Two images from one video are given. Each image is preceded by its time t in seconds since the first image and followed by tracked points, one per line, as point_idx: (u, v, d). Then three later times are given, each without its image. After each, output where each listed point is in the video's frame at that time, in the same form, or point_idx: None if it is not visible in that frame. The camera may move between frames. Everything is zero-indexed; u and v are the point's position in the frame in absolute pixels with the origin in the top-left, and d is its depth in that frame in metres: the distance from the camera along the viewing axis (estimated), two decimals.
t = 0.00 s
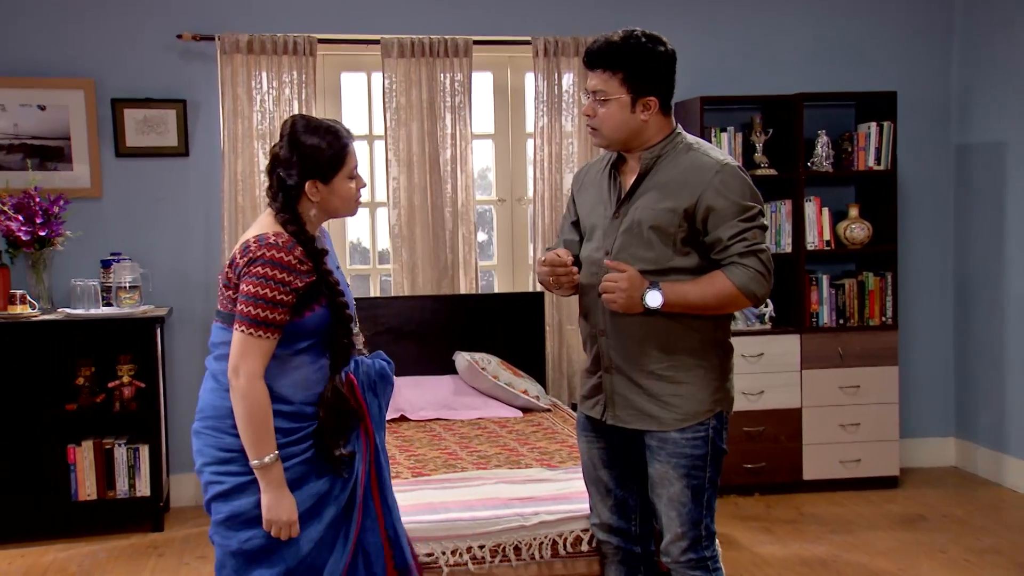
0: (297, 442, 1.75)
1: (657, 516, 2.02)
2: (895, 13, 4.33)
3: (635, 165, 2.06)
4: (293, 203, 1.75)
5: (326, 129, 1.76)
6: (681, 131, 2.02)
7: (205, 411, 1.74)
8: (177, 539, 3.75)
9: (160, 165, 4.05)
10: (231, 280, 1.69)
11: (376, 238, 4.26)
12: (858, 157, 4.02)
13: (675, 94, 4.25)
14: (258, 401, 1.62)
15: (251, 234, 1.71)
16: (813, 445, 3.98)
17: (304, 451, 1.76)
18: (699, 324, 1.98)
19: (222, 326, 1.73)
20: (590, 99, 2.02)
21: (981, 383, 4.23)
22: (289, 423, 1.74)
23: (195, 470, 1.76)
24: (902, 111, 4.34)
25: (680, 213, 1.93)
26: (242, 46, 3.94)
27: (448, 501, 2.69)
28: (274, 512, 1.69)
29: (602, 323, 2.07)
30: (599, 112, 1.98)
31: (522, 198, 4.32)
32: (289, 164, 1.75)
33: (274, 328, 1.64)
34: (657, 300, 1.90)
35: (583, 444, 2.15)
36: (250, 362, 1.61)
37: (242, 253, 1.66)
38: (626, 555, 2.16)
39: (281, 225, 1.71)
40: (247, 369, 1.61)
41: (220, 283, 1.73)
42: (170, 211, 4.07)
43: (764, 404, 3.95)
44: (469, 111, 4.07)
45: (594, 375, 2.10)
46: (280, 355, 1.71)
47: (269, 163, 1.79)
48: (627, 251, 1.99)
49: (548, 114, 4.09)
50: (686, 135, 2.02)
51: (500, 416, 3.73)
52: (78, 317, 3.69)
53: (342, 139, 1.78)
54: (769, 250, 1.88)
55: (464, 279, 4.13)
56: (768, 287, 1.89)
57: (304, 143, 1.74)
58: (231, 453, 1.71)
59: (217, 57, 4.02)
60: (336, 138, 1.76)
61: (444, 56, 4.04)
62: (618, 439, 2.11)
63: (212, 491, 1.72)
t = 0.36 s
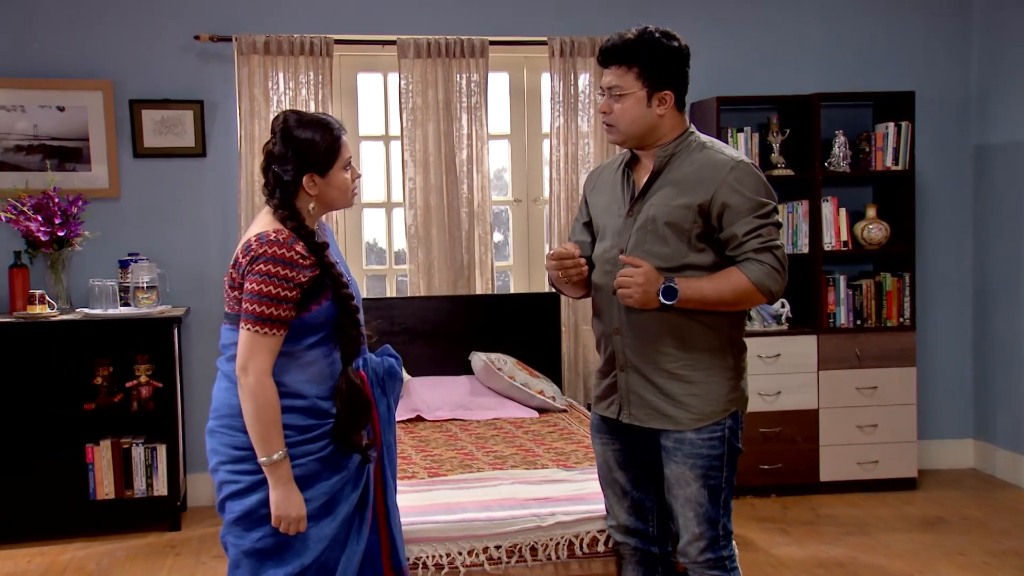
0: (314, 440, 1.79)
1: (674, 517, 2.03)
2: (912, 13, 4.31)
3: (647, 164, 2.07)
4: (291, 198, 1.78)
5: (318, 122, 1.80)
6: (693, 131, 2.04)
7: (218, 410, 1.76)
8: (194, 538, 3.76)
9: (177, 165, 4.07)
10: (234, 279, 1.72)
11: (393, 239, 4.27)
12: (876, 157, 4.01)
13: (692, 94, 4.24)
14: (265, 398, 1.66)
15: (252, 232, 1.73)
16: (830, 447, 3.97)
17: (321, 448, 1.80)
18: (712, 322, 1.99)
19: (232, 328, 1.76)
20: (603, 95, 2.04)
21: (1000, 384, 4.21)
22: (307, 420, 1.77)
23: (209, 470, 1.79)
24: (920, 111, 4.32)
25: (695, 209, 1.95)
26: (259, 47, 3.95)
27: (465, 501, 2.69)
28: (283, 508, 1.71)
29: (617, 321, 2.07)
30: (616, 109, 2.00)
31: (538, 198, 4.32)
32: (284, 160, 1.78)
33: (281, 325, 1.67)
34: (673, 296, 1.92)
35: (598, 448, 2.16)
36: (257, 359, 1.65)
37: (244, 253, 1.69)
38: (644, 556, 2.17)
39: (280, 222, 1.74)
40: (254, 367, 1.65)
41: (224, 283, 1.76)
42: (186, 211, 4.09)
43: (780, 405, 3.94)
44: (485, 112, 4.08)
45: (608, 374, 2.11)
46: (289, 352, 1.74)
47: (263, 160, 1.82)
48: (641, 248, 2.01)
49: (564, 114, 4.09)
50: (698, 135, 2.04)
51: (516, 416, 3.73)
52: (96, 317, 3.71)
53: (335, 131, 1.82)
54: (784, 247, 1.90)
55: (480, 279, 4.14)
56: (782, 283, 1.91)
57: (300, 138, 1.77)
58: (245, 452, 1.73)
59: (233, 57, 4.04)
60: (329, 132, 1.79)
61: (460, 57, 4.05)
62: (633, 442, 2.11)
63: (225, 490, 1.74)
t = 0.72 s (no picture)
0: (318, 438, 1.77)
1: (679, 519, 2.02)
2: (917, 14, 4.29)
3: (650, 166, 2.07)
4: (292, 198, 1.77)
5: (319, 122, 1.80)
6: (696, 132, 2.04)
7: (224, 409, 1.76)
8: (196, 541, 3.75)
9: (179, 167, 4.06)
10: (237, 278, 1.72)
11: (395, 240, 4.26)
12: (880, 158, 4.00)
13: (696, 96, 4.23)
14: (270, 396, 1.66)
15: (254, 231, 1.73)
16: (834, 449, 3.95)
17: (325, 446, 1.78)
18: (715, 323, 1.98)
19: (236, 328, 1.75)
20: (607, 95, 2.03)
21: (1006, 386, 4.19)
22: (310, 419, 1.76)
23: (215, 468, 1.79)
24: (925, 112, 4.31)
25: (698, 209, 1.94)
26: (261, 48, 3.94)
27: (469, 504, 2.68)
28: (290, 505, 1.71)
29: (620, 322, 2.07)
30: (620, 109, 1.99)
31: (541, 200, 4.31)
32: (285, 159, 1.78)
33: (284, 323, 1.67)
34: (676, 296, 1.90)
35: (602, 450, 2.15)
36: (262, 356, 1.65)
37: (247, 252, 1.69)
38: (649, 559, 2.15)
39: (281, 221, 1.73)
40: (259, 365, 1.65)
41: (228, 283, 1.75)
42: (189, 212, 4.08)
43: (784, 407, 3.93)
44: (487, 114, 4.06)
45: (610, 375, 2.11)
46: (291, 349, 1.73)
47: (264, 160, 1.81)
48: (645, 249, 2.00)
49: (567, 116, 4.08)
50: (701, 136, 2.03)
51: (520, 419, 3.72)
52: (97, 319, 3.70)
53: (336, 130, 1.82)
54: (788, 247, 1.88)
55: (483, 281, 4.13)
56: (786, 283, 1.89)
57: (301, 137, 1.77)
58: (251, 450, 1.73)
59: (236, 59, 4.03)
60: (329, 131, 1.79)
61: (463, 58, 4.04)
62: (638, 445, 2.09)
63: (231, 488, 1.74)
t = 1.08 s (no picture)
0: (314, 438, 1.73)
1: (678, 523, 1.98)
2: (919, 13, 4.26)
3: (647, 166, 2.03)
4: (284, 199, 1.74)
5: (312, 122, 1.76)
6: (694, 132, 2.00)
7: (221, 410, 1.72)
8: (192, 545, 3.71)
9: (176, 168, 4.02)
10: (231, 280, 1.69)
11: (393, 242, 4.22)
12: (882, 159, 3.97)
13: (697, 95, 4.20)
14: (266, 396, 1.63)
15: (247, 232, 1.70)
16: (836, 452, 3.92)
17: (322, 446, 1.75)
18: (713, 323, 1.94)
19: (230, 330, 1.72)
20: (603, 95, 2.00)
21: (1010, 389, 4.15)
22: (306, 419, 1.72)
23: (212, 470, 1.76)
24: (927, 113, 4.27)
25: (695, 209, 1.91)
26: (258, 48, 3.90)
27: (467, 508, 2.64)
28: (288, 506, 1.67)
29: (617, 323, 2.03)
30: (617, 109, 1.96)
31: (540, 201, 4.27)
32: (278, 160, 1.74)
33: (280, 323, 1.64)
34: (674, 296, 1.86)
35: (600, 454, 2.10)
36: (257, 357, 1.62)
37: (240, 253, 1.66)
38: (649, 563, 2.11)
39: (275, 222, 1.70)
40: (254, 365, 1.62)
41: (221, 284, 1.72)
42: (184, 213, 4.04)
43: (786, 410, 3.89)
44: (486, 114, 4.03)
45: (609, 377, 2.07)
46: (286, 348, 1.69)
47: (256, 160, 1.78)
48: (641, 249, 1.97)
49: (567, 116, 4.04)
50: (699, 136, 2.00)
51: (519, 422, 3.68)
52: (92, 322, 3.66)
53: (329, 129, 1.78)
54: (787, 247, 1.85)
55: (482, 282, 4.09)
56: (785, 284, 1.85)
57: (293, 137, 1.73)
58: (248, 451, 1.69)
59: (232, 59, 3.99)
60: (322, 130, 1.75)
61: (462, 58, 4.00)
62: (637, 448, 2.05)
63: (228, 490, 1.70)
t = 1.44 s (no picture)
0: (308, 438, 1.70)
1: (677, 527, 1.95)
2: (923, 12, 4.23)
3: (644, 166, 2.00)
4: (276, 202, 1.71)
5: (305, 124, 1.73)
6: (691, 132, 1.98)
7: (215, 413, 1.69)
8: (189, 549, 3.67)
9: (173, 168, 3.99)
10: (222, 281, 1.65)
11: (392, 242, 4.18)
12: (886, 159, 3.94)
13: (698, 95, 4.16)
14: (260, 398, 1.60)
15: (237, 234, 1.66)
16: (839, 455, 3.88)
17: (316, 447, 1.71)
18: (711, 324, 1.91)
19: (221, 332, 1.69)
20: (599, 95, 1.97)
21: (1015, 391, 4.12)
22: (300, 419, 1.69)
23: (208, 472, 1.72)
24: (931, 113, 4.24)
25: (692, 208, 1.88)
26: (256, 47, 3.86)
27: (467, 511, 2.60)
28: (283, 508, 1.64)
29: (614, 324, 2.00)
30: (612, 110, 1.93)
31: (541, 202, 4.24)
32: (270, 162, 1.71)
33: (273, 324, 1.61)
34: (671, 296, 1.82)
35: (598, 457, 2.07)
36: (251, 360, 1.59)
37: (230, 254, 1.62)
38: (649, 568, 2.08)
39: (265, 225, 1.67)
40: (248, 368, 1.59)
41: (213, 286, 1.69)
42: (181, 214, 4.01)
43: (788, 413, 3.86)
44: (487, 114, 3.99)
45: (606, 379, 2.03)
46: (278, 350, 1.66)
47: (248, 162, 1.75)
48: (638, 250, 1.94)
49: (568, 116, 4.01)
50: (696, 136, 1.97)
51: (519, 424, 3.64)
52: (88, 323, 3.63)
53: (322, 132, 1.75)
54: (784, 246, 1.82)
55: (482, 283, 4.05)
56: (783, 284, 1.82)
57: (286, 139, 1.70)
58: (243, 453, 1.66)
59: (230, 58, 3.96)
60: (313, 132, 1.72)
61: (462, 57, 3.97)
62: (636, 451, 2.02)
63: (225, 492, 1.67)
